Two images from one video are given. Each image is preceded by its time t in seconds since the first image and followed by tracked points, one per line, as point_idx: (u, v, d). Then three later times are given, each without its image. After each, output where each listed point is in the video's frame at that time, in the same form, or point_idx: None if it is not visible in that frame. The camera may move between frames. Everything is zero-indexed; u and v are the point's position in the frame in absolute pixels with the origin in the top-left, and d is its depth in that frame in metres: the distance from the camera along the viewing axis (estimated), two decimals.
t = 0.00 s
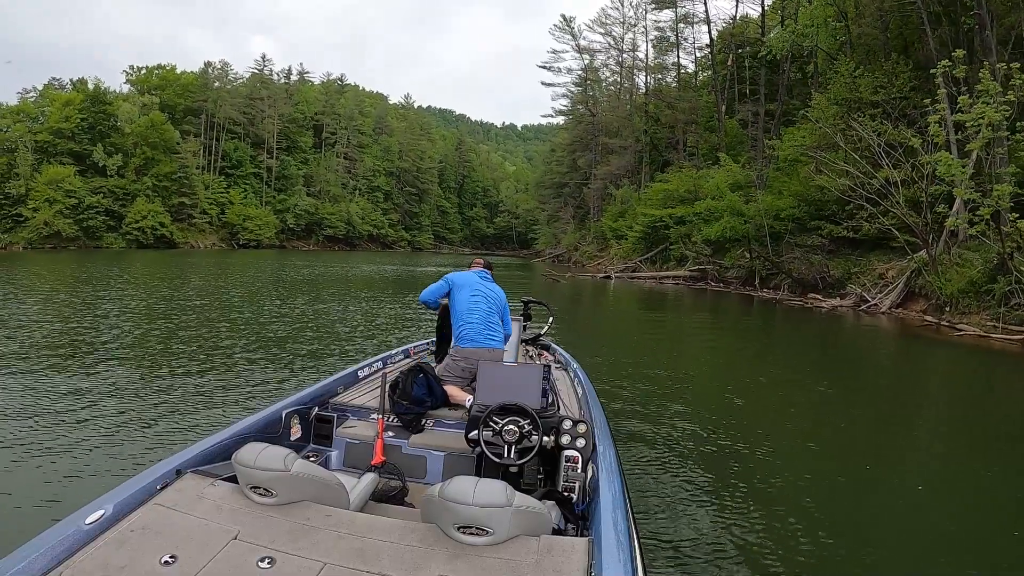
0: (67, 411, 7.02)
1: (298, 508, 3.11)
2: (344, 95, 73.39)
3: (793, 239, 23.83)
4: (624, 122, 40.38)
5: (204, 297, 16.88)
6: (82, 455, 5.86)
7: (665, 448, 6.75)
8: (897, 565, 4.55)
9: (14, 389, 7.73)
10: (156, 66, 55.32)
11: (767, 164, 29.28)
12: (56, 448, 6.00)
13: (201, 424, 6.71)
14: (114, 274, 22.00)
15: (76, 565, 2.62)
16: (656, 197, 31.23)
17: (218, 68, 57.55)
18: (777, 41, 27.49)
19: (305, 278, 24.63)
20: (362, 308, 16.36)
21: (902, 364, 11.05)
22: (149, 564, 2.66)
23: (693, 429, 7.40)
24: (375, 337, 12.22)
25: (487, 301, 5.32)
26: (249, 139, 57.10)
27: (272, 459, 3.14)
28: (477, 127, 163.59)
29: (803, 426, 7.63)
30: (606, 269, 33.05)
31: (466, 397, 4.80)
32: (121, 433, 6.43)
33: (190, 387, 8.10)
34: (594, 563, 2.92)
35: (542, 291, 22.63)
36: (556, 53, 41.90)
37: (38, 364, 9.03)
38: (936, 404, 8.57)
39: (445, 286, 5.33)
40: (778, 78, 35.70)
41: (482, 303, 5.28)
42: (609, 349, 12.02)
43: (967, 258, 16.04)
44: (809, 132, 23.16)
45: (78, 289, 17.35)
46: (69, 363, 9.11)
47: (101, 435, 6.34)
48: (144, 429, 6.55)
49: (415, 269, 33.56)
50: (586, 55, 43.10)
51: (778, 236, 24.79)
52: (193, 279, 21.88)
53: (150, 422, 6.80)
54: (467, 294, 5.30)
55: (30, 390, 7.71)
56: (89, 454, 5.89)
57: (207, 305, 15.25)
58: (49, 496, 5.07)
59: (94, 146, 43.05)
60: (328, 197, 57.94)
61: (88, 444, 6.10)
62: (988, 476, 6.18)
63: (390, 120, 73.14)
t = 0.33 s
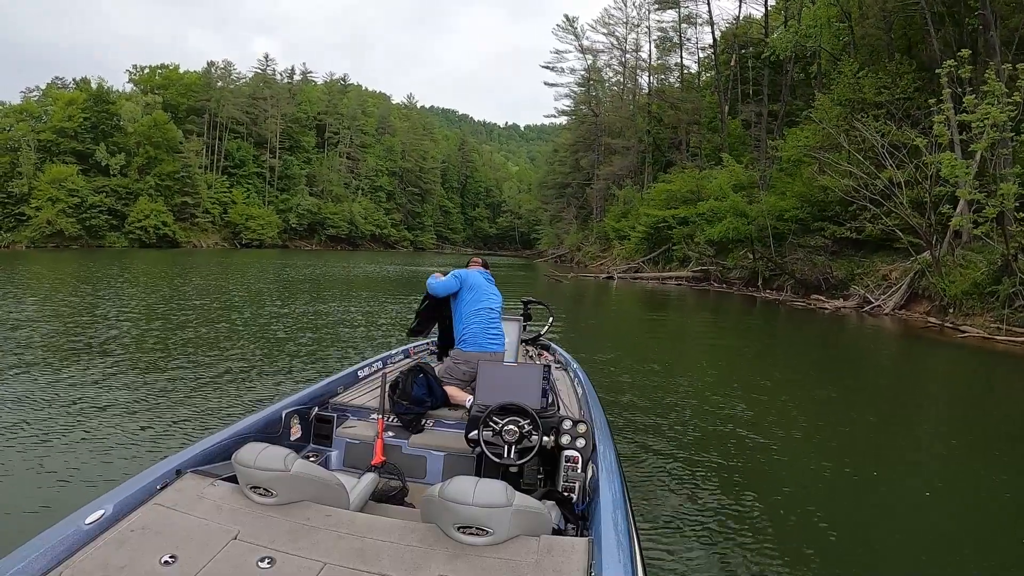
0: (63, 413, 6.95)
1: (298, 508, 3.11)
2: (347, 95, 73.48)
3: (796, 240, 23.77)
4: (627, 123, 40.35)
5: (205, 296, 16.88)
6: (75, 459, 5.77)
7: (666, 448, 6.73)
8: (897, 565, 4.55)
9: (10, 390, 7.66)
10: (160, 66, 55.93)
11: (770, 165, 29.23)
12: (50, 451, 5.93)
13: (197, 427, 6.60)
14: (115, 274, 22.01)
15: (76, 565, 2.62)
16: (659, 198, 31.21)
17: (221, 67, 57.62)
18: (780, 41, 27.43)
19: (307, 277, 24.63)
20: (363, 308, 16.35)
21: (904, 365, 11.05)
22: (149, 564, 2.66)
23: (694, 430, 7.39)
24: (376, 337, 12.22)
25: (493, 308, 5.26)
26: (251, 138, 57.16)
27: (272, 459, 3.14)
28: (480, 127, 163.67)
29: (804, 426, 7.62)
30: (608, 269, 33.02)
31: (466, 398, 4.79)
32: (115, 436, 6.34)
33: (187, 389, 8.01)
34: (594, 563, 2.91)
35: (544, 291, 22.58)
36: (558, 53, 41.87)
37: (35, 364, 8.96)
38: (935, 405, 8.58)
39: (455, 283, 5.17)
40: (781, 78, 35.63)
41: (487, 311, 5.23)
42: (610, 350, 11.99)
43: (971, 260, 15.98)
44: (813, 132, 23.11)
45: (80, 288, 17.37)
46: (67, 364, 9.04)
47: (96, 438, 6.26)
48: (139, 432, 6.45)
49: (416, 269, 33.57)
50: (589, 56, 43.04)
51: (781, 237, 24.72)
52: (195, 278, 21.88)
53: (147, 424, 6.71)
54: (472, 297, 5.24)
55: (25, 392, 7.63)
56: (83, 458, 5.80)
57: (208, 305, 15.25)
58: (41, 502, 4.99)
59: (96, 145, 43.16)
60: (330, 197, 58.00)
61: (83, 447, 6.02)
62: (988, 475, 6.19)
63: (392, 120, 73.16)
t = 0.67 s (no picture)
0: (61, 414, 6.91)
1: (297, 508, 3.10)
2: (350, 94, 73.55)
3: (800, 240, 23.70)
4: (630, 123, 40.28)
5: (207, 296, 16.87)
6: (73, 461, 5.73)
7: (669, 450, 6.70)
8: (897, 565, 4.55)
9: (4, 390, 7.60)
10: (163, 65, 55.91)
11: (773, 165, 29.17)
12: (43, 453, 5.86)
13: (191, 430, 6.52)
14: (118, 273, 22.04)
15: (76, 565, 2.62)
16: (662, 198, 31.15)
17: (225, 67, 57.75)
18: (784, 42, 27.35)
19: (309, 277, 24.62)
20: (364, 308, 16.34)
21: (907, 366, 11.04)
22: (149, 564, 2.66)
23: (697, 430, 7.38)
24: (376, 337, 12.21)
25: (494, 312, 5.23)
26: (255, 138, 57.24)
27: (272, 459, 3.13)
28: (484, 128, 163.81)
29: (806, 427, 7.63)
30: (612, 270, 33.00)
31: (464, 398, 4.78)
32: (113, 437, 6.30)
33: (183, 390, 7.93)
34: (594, 563, 2.91)
35: (546, 292, 22.53)
36: (562, 53, 41.90)
37: (31, 364, 8.92)
38: (938, 406, 8.59)
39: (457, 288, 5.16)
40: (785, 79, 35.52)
41: (489, 316, 5.21)
42: (612, 351, 11.97)
43: (975, 262, 15.94)
44: (817, 133, 23.05)
45: (81, 287, 17.36)
46: (64, 364, 8.99)
47: (90, 441, 6.19)
48: (139, 433, 6.43)
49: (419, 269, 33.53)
50: (593, 56, 42.98)
51: (785, 238, 24.65)
52: (197, 278, 21.88)
53: (141, 427, 6.63)
54: (477, 302, 5.22)
55: (18, 392, 7.56)
56: (75, 461, 5.73)
57: (209, 305, 15.22)
58: (37, 504, 4.94)
59: (100, 144, 43.31)
60: (333, 197, 58.08)
61: (76, 450, 5.95)
62: (991, 476, 6.20)
63: (395, 120, 73.19)
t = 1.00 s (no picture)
0: (63, 415, 6.96)
1: (298, 508, 3.11)
2: (352, 96, 73.70)
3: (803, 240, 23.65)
4: (633, 123, 40.24)
5: (209, 298, 16.88)
6: (75, 461, 5.78)
7: (671, 450, 6.70)
8: (896, 565, 4.54)
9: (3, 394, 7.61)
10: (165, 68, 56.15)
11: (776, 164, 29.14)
12: (44, 455, 5.88)
13: (192, 431, 6.56)
14: (120, 275, 22.09)
15: (76, 565, 2.63)
16: (665, 198, 31.12)
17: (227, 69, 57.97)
18: (786, 41, 27.26)
19: (312, 279, 24.65)
20: (365, 309, 16.36)
21: (910, 366, 11.02)
22: (149, 564, 2.66)
23: (699, 430, 7.37)
24: (377, 338, 12.24)
25: (492, 312, 5.24)
26: (258, 140, 57.39)
27: (272, 459, 3.14)
28: (487, 129, 164.02)
29: (807, 427, 7.61)
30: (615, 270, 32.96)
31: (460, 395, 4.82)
32: (116, 437, 6.35)
33: (182, 393, 7.92)
34: (594, 563, 2.90)
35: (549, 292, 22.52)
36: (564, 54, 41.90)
37: (32, 367, 8.95)
38: (940, 406, 8.56)
39: (451, 301, 5.18)
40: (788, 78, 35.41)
41: (487, 316, 5.22)
42: (613, 351, 11.97)
43: (980, 260, 15.87)
44: (820, 132, 23.00)
45: (84, 290, 17.39)
46: (64, 367, 9.01)
47: (88, 443, 6.18)
48: (141, 434, 6.49)
49: (422, 271, 33.57)
50: (595, 56, 42.96)
51: (788, 237, 24.59)
52: (200, 280, 21.90)
53: (140, 429, 6.63)
54: (475, 304, 5.23)
55: (17, 396, 7.58)
56: (78, 461, 5.78)
57: (211, 307, 15.24)
58: (40, 504, 5.00)
59: (103, 147, 43.50)
60: (336, 199, 58.21)
61: (75, 453, 5.96)
62: (993, 476, 6.18)
63: (398, 121, 73.30)
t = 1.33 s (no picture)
0: (64, 415, 7.00)
1: (297, 508, 3.12)
2: (355, 96, 73.82)
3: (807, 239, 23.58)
4: (636, 122, 40.21)
5: (212, 299, 16.94)
6: (76, 461, 5.82)
7: (672, 450, 6.68)
8: (898, 566, 4.51)
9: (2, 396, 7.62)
10: (169, 70, 56.38)
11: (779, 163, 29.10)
12: (45, 455, 5.92)
13: (192, 431, 6.59)
14: (124, 276, 22.16)
15: (76, 565, 2.64)
16: (668, 198, 31.08)
17: (230, 71, 58.19)
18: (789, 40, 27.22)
19: (315, 279, 24.73)
20: (367, 309, 16.39)
21: (911, 365, 10.99)
22: (149, 563, 2.67)
23: (700, 431, 7.35)
24: (378, 338, 12.26)
25: (490, 310, 5.28)
26: (261, 141, 57.54)
27: (272, 460, 3.15)
28: (490, 130, 164.12)
29: (807, 427, 7.58)
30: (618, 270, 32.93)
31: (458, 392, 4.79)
32: (116, 438, 6.38)
33: (183, 392, 7.96)
34: (594, 563, 2.90)
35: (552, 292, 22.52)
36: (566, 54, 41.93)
37: (34, 367, 9.00)
38: (939, 405, 8.53)
39: (446, 305, 5.25)
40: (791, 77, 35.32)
41: (486, 314, 5.25)
42: (615, 351, 11.97)
43: (985, 259, 15.80)
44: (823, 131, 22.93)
45: (87, 291, 17.46)
46: (65, 367, 9.05)
47: (87, 445, 6.18)
48: (142, 433, 6.53)
49: (425, 271, 33.60)
50: (598, 56, 42.97)
51: (792, 237, 24.52)
52: (203, 281, 21.98)
53: (140, 430, 6.62)
54: (471, 303, 5.28)
55: (18, 397, 7.60)
56: (79, 461, 5.81)
57: (213, 308, 15.28)
58: (42, 503, 5.04)
59: (106, 149, 43.71)
60: (340, 199, 58.34)
61: (74, 453, 5.97)
62: (994, 475, 6.16)
63: (401, 121, 73.41)
